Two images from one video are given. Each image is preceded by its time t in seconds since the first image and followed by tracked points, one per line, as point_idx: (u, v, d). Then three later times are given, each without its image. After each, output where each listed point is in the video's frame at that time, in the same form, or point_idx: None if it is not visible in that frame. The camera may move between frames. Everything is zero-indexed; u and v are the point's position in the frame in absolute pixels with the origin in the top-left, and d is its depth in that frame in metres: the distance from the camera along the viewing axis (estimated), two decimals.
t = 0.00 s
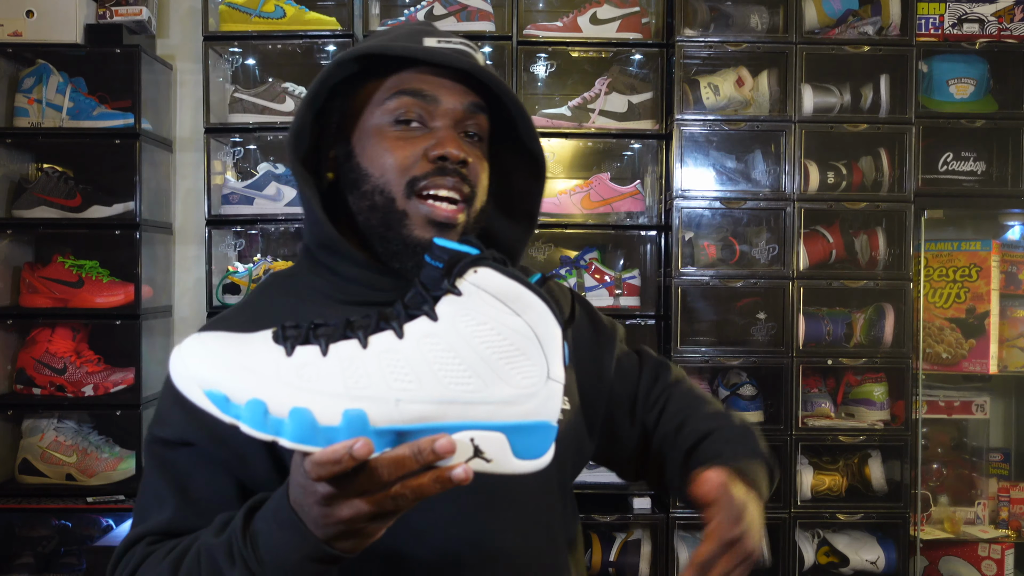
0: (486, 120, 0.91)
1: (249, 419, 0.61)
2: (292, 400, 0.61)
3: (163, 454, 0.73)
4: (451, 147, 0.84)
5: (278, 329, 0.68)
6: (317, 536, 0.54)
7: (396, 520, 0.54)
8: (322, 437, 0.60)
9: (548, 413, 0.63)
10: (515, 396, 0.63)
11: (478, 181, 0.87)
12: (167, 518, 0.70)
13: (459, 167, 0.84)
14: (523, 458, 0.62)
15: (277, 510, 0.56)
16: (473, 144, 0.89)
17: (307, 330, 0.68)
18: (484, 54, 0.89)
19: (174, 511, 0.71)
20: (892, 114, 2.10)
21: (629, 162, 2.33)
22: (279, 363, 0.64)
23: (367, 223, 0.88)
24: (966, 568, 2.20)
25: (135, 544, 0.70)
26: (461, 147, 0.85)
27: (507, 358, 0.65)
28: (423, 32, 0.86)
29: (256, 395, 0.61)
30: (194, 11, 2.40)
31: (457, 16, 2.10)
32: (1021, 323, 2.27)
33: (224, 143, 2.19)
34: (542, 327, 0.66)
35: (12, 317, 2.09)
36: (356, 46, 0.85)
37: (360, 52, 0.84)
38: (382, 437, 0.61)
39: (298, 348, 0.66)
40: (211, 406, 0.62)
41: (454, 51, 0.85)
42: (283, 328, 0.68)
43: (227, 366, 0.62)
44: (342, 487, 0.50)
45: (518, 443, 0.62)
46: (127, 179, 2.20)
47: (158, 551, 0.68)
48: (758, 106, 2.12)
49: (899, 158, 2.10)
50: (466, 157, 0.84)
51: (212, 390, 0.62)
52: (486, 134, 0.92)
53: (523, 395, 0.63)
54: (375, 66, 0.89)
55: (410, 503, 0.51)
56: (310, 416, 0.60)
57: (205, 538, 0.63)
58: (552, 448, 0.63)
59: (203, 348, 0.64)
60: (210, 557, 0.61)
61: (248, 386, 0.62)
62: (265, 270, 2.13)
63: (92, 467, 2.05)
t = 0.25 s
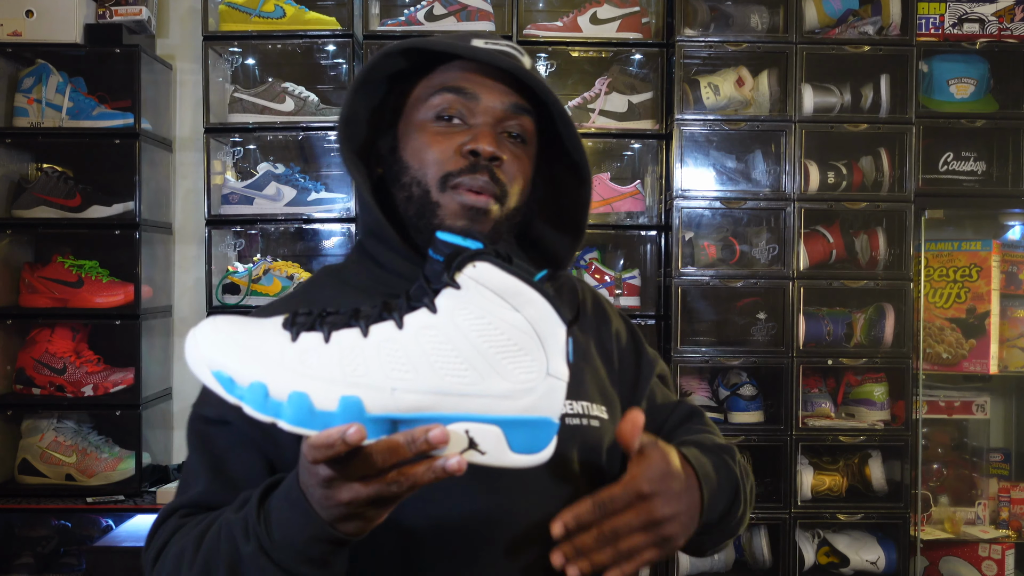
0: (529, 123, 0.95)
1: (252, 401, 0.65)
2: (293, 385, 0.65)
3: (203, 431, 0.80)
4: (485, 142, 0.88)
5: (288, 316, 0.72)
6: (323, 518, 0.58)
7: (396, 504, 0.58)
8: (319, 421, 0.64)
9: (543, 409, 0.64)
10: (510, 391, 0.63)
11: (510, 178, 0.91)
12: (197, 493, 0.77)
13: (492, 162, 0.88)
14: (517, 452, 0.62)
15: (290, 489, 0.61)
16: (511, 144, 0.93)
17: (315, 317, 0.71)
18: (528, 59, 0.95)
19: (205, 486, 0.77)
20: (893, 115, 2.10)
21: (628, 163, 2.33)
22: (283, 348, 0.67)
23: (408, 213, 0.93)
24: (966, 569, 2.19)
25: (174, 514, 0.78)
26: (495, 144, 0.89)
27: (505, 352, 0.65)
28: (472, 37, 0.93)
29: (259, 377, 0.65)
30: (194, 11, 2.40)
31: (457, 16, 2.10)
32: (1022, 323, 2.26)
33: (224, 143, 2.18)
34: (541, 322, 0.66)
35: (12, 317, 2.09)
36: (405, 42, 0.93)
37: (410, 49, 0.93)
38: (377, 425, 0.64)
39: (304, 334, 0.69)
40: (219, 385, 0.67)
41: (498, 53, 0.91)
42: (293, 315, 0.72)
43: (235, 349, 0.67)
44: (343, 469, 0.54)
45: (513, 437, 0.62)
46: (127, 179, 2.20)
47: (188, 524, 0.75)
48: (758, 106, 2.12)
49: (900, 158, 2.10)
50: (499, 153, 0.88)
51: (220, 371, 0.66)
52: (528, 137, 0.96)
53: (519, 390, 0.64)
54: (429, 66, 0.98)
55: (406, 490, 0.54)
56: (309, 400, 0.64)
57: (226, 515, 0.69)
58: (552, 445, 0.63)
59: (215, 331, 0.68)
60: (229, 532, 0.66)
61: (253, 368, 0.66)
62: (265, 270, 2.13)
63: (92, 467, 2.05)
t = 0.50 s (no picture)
0: (562, 125, 1.05)
1: (258, 382, 0.72)
2: (297, 368, 0.71)
3: (245, 414, 0.88)
4: (513, 136, 0.97)
5: (302, 304, 0.80)
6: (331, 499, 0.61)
7: (398, 489, 0.60)
8: (319, 402, 0.70)
9: (533, 402, 0.71)
10: (503, 383, 0.71)
11: (535, 171, 0.99)
12: (233, 474, 0.83)
13: (519, 155, 0.97)
14: (508, 442, 0.69)
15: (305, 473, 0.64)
16: (542, 141, 1.02)
17: (327, 306, 0.79)
18: (563, 64, 1.05)
19: (241, 467, 0.83)
20: (892, 115, 2.10)
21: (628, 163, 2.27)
22: (293, 333, 0.75)
23: (442, 202, 1.04)
24: (966, 568, 2.20)
25: (209, 494, 0.83)
26: (523, 138, 0.98)
27: (500, 346, 0.73)
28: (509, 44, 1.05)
29: (267, 360, 0.72)
30: (195, 12, 2.40)
31: (457, 16, 2.10)
32: (1021, 323, 2.26)
33: (224, 143, 2.19)
34: (536, 319, 0.73)
35: (13, 317, 2.10)
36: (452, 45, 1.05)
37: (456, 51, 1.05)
38: (373, 410, 0.71)
39: (313, 321, 0.76)
40: (229, 365, 0.73)
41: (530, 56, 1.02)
42: (307, 304, 0.79)
43: (249, 332, 0.74)
44: (343, 454, 0.57)
45: (505, 428, 0.70)
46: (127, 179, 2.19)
47: (223, 503, 0.80)
48: (758, 106, 2.12)
49: (899, 158, 2.11)
50: (524, 146, 0.97)
51: (232, 352, 0.73)
52: (561, 137, 1.05)
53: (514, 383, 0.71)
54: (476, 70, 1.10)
55: (406, 476, 0.56)
56: (311, 384, 0.70)
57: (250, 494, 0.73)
58: (542, 439, 0.71)
59: (231, 315, 0.76)
60: (250, 510, 0.70)
61: (263, 351, 0.73)
62: (265, 270, 2.14)
63: (93, 467, 2.06)
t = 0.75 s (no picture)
0: (608, 136, 1.09)
1: (259, 380, 0.77)
2: (294, 368, 0.76)
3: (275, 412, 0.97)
4: (559, 140, 1.03)
5: (304, 305, 0.83)
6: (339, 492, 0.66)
7: (397, 482, 0.65)
8: (315, 400, 0.75)
9: (521, 396, 0.72)
10: (490, 379, 0.72)
11: (577, 175, 1.04)
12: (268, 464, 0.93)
13: (563, 159, 1.03)
14: (498, 436, 0.71)
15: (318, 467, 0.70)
16: (587, 148, 1.06)
17: (324, 307, 0.81)
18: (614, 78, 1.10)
19: (274, 458, 0.93)
20: (892, 115, 2.10)
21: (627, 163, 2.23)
22: (290, 335, 0.79)
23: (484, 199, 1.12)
24: (966, 568, 2.20)
25: (247, 485, 0.94)
26: (568, 143, 1.04)
27: (487, 343, 0.73)
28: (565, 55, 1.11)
29: (265, 360, 0.77)
30: (196, 12, 2.41)
31: (457, 17, 2.11)
32: (1021, 323, 2.27)
33: (225, 143, 2.19)
34: (521, 316, 0.72)
35: (13, 317, 2.10)
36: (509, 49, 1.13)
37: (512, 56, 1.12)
38: (366, 406, 0.75)
39: (310, 322, 0.80)
40: (236, 365, 0.79)
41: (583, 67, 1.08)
42: (308, 304, 0.83)
43: (251, 334, 0.79)
44: (344, 447, 0.63)
45: (494, 422, 0.71)
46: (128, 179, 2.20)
47: (256, 493, 0.91)
48: (758, 106, 2.13)
49: (899, 158, 2.11)
50: (567, 150, 1.02)
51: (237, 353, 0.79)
52: (605, 147, 1.09)
53: (501, 379, 0.72)
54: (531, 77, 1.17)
55: (398, 469, 0.60)
56: (307, 383, 0.75)
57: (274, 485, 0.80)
58: (534, 433, 0.72)
59: (238, 319, 0.81)
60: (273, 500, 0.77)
61: (262, 352, 0.78)
62: (265, 270, 2.15)
63: (93, 467, 2.06)
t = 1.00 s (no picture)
0: (650, 150, 1.10)
1: (270, 388, 0.79)
2: (300, 377, 0.78)
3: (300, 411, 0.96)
4: (612, 160, 1.02)
5: (314, 317, 0.85)
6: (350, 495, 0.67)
7: (405, 485, 0.65)
8: (321, 407, 0.76)
9: (518, 405, 0.71)
10: (487, 388, 0.71)
11: (628, 193, 1.05)
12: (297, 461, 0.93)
13: (616, 179, 1.03)
14: (496, 445, 0.70)
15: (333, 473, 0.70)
16: (633, 164, 1.07)
17: (331, 319, 0.82)
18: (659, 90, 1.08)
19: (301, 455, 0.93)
20: (892, 115, 2.10)
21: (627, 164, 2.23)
22: (298, 344, 0.80)
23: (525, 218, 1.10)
24: (966, 568, 2.20)
25: (278, 481, 0.93)
26: (620, 162, 1.03)
27: (484, 354, 0.72)
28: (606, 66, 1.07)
29: (275, 369, 0.79)
30: (195, 12, 2.41)
31: (457, 17, 2.11)
32: (1021, 323, 2.27)
33: (224, 143, 2.18)
34: (516, 327, 0.71)
35: (13, 317, 2.10)
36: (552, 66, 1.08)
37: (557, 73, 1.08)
38: (369, 414, 0.74)
39: (318, 332, 0.81)
40: (249, 373, 0.82)
41: (631, 82, 1.04)
42: (318, 315, 0.84)
43: (263, 344, 0.81)
44: (349, 452, 0.63)
45: (491, 431, 0.70)
46: (127, 179, 2.19)
47: (283, 492, 0.89)
48: (758, 106, 2.12)
49: (899, 158, 2.11)
50: (621, 171, 1.02)
51: (250, 362, 0.81)
52: (648, 161, 1.10)
53: (497, 388, 0.71)
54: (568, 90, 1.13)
55: (404, 475, 0.60)
56: (313, 391, 0.76)
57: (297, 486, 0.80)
58: (533, 442, 0.71)
59: (252, 329, 0.84)
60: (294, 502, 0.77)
61: (272, 361, 0.80)
62: (265, 270, 2.13)
63: (93, 467, 2.06)
